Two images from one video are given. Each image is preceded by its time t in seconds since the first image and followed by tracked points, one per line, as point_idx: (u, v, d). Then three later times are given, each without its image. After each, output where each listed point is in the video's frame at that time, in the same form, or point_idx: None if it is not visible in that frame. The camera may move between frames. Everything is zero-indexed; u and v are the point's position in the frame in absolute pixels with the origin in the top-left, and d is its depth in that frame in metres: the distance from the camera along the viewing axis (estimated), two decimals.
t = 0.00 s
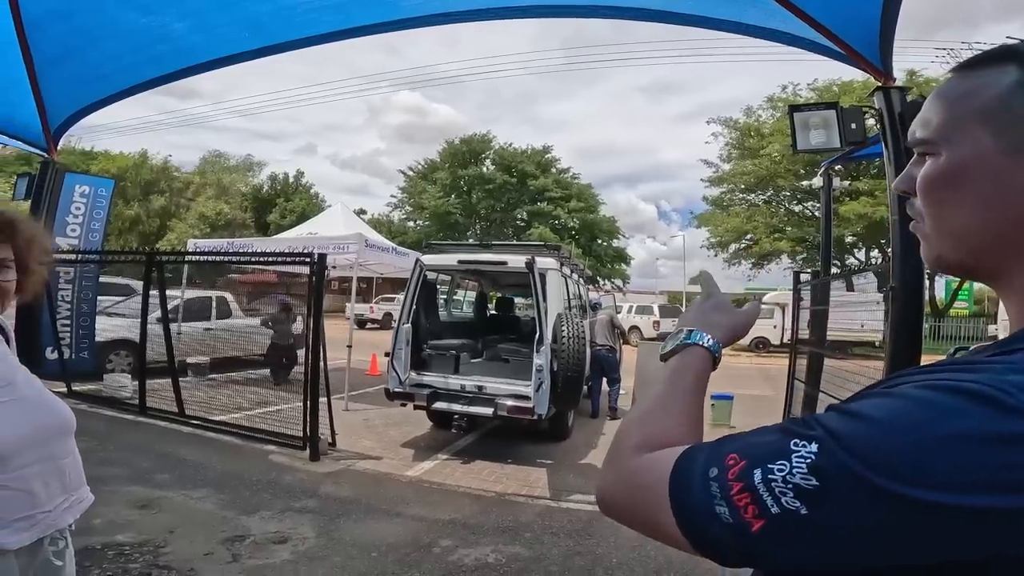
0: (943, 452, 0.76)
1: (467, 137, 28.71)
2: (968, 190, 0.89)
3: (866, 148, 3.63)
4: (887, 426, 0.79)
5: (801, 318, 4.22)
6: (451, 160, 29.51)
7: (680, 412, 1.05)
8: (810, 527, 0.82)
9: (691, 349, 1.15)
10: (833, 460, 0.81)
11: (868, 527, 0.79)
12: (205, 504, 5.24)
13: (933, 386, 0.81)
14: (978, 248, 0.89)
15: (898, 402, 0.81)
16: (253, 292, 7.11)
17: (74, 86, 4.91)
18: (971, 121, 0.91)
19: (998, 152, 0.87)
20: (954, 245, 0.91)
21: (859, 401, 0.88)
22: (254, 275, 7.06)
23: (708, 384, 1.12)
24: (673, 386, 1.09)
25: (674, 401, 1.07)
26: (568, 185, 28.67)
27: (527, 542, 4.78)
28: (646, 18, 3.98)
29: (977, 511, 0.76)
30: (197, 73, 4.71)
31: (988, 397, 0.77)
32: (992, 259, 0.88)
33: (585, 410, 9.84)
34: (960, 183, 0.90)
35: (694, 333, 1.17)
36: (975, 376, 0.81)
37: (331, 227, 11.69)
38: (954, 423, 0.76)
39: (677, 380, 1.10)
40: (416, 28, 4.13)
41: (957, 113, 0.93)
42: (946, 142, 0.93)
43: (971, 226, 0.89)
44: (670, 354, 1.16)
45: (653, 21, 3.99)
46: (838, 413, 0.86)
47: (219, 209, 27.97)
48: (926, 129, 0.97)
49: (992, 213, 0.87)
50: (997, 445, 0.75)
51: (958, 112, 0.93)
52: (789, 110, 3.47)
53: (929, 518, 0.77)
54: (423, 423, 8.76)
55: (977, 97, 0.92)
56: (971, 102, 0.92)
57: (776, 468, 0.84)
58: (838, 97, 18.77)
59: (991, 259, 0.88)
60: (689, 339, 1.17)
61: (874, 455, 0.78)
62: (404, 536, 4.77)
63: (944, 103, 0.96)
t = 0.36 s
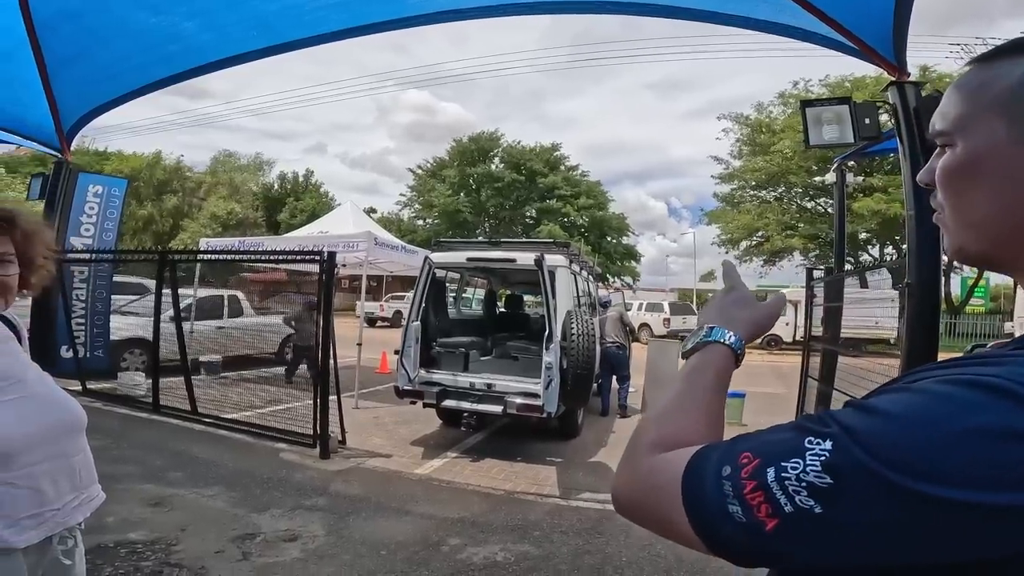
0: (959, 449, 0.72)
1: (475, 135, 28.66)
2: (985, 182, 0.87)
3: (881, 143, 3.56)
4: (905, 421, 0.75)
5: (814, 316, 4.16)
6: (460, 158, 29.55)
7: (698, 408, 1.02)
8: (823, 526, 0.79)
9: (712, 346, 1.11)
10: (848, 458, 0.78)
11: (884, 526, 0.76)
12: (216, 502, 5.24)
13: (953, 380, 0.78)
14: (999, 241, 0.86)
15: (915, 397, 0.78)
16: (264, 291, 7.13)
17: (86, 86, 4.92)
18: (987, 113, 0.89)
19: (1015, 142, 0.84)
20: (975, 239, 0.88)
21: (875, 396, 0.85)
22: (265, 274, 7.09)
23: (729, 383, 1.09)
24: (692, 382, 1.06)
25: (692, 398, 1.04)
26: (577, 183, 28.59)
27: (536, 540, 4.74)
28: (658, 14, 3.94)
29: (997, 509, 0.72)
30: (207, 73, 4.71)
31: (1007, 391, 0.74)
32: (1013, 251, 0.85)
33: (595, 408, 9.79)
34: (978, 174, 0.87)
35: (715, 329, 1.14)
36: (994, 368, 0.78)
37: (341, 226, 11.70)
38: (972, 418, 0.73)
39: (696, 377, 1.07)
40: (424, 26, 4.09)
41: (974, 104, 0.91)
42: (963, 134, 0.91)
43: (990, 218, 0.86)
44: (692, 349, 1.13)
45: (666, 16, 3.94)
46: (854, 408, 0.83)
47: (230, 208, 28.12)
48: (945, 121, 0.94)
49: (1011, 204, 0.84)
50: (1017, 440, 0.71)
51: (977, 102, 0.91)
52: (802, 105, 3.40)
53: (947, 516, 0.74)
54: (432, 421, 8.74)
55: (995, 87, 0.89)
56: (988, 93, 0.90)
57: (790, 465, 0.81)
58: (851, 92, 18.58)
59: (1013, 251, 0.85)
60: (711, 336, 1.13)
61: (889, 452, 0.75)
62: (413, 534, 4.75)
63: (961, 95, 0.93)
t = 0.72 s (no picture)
0: (976, 452, 0.69)
1: (484, 133, 28.63)
2: (1004, 175, 0.83)
3: (896, 139, 3.50)
4: (922, 423, 0.73)
5: (828, 313, 4.10)
6: (469, 156, 29.53)
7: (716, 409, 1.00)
8: (838, 528, 0.77)
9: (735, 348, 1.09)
10: (864, 461, 0.75)
11: (900, 530, 0.74)
12: (228, 500, 5.25)
13: (970, 380, 0.75)
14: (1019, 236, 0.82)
15: (933, 399, 0.75)
16: (275, 290, 7.15)
17: (98, 86, 4.93)
18: (1005, 105, 0.85)
19: None
20: (994, 235, 0.84)
21: (893, 395, 0.82)
22: (275, 273, 7.08)
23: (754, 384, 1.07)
24: (712, 383, 1.05)
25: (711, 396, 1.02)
26: (587, 181, 28.51)
27: (546, 539, 4.71)
28: (669, 11, 3.89)
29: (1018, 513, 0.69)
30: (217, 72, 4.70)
31: None
32: None
33: (605, 406, 9.75)
34: (998, 164, 0.83)
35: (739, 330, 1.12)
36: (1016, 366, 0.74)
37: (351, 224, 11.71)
38: (992, 419, 0.70)
39: (717, 378, 1.05)
40: (430, 24, 4.05)
41: (992, 95, 0.87)
42: (982, 125, 0.87)
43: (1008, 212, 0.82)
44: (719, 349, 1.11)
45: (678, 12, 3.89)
46: (870, 410, 0.80)
47: (242, 208, 28.29)
48: (963, 115, 0.91)
49: None
50: None
51: (995, 94, 0.87)
52: (815, 101, 3.35)
53: (966, 520, 0.71)
54: (442, 420, 8.73)
55: (1013, 79, 0.86)
56: (1007, 84, 0.86)
57: (804, 468, 0.79)
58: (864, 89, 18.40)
59: None
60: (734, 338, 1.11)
61: (904, 454, 0.73)
62: (423, 533, 4.73)
63: (980, 87, 0.90)
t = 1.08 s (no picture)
0: (984, 447, 0.70)
1: (492, 133, 28.60)
2: None
3: (908, 136, 3.47)
4: (934, 417, 0.73)
5: (840, 312, 4.07)
6: (477, 156, 29.55)
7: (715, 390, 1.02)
8: (842, 514, 0.77)
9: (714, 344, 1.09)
10: (873, 451, 0.75)
11: (901, 517, 0.74)
12: (239, 499, 5.27)
13: (980, 375, 0.75)
14: None
15: (945, 392, 0.75)
16: (286, 290, 7.17)
17: (110, 87, 4.96)
18: (1019, 105, 0.84)
19: None
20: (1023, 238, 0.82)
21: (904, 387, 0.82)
22: (286, 272, 7.10)
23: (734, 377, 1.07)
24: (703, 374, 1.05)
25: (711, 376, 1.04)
26: (595, 180, 28.47)
27: (554, 539, 4.71)
28: (679, 9, 3.87)
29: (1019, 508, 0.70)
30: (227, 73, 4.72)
31: None
32: None
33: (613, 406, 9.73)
34: (1017, 167, 0.82)
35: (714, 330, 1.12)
36: None
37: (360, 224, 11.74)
38: (1002, 414, 0.70)
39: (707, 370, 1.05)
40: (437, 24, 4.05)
41: (1009, 94, 0.86)
42: (995, 126, 0.86)
43: None
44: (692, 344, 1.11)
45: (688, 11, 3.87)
46: (881, 400, 0.80)
47: (252, 208, 28.42)
48: (977, 114, 0.90)
49: None
50: None
51: (1010, 94, 0.86)
52: (825, 99, 3.32)
53: (967, 513, 0.72)
54: (451, 419, 8.74)
55: None
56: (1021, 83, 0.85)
57: (812, 453, 0.79)
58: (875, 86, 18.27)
59: None
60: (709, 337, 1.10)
61: (914, 445, 0.73)
62: (432, 532, 4.74)
63: (991, 88, 0.89)
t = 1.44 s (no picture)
0: (983, 422, 0.70)
1: (499, 133, 28.60)
2: None
3: (919, 134, 3.44)
4: (936, 390, 0.73)
5: (850, 312, 4.05)
6: (484, 155, 29.54)
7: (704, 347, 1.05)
8: (836, 478, 0.77)
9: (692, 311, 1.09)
10: (872, 417, 0.76)
11: (896, 486, 0.74)
12: (249, 498, 5.29)
13: (983, 353, 0.76)
14: None
15: (948, 368, 0.76)
16: (294, 290, 7.19)
17: (120, 89, 4.98)
18: None
19: None
20: None
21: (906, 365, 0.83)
22: (294, 273, 7.12)
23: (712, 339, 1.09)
24: (693, 339, 1.06)
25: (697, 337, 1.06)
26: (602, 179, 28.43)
27: (561, 538, 4.70)
28: (688, 8, 3.86)
29: (1013, 484, 0.70)
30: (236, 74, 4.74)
31: None
32: None
33: (621, 406, 9.72)
34: None
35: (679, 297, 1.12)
36: None
37: (367, 224, 11.76)
38: (1003, 389, 0.71)
39: (690, 337, 1.06)
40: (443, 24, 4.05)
41: None
42: (1016, 126, 0.85)
43: None
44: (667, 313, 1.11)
45: (695, 9, 3.85)
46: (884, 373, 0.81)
47: (260, 209, 28.47)
48: (994, 115, 0.89)
49: None
50: None
51: None
52: (834, 97, 3.28)
53: (960, 487, 0.72)
54: (458, 419, 8.75)
55: None
56: None
57: (813, 416, 0.79)
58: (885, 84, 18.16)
59: None
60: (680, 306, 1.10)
61: (914, 414, 0.73)
62: (440, 531, 4.74)
63: (1006, 88, 0.88)
